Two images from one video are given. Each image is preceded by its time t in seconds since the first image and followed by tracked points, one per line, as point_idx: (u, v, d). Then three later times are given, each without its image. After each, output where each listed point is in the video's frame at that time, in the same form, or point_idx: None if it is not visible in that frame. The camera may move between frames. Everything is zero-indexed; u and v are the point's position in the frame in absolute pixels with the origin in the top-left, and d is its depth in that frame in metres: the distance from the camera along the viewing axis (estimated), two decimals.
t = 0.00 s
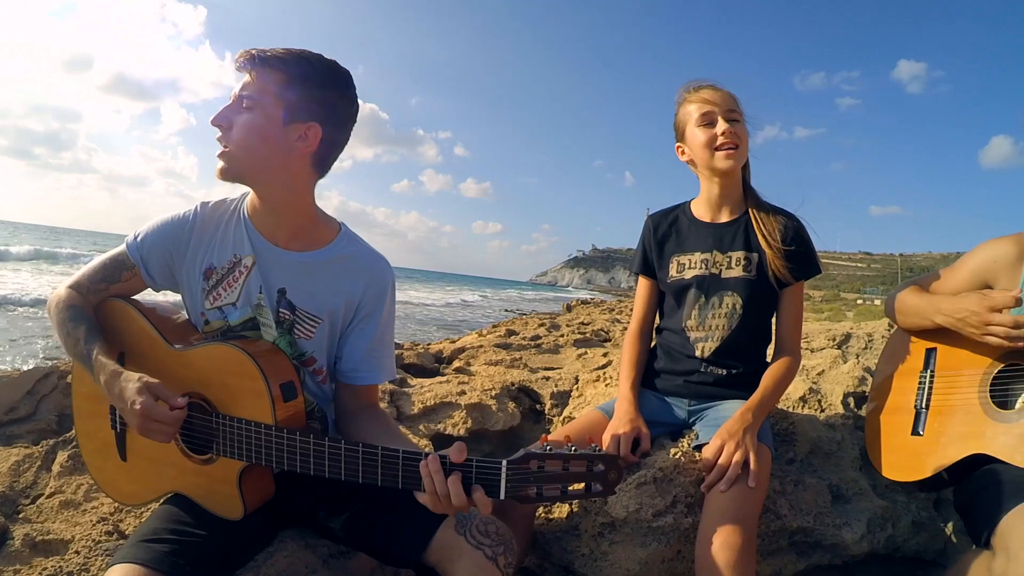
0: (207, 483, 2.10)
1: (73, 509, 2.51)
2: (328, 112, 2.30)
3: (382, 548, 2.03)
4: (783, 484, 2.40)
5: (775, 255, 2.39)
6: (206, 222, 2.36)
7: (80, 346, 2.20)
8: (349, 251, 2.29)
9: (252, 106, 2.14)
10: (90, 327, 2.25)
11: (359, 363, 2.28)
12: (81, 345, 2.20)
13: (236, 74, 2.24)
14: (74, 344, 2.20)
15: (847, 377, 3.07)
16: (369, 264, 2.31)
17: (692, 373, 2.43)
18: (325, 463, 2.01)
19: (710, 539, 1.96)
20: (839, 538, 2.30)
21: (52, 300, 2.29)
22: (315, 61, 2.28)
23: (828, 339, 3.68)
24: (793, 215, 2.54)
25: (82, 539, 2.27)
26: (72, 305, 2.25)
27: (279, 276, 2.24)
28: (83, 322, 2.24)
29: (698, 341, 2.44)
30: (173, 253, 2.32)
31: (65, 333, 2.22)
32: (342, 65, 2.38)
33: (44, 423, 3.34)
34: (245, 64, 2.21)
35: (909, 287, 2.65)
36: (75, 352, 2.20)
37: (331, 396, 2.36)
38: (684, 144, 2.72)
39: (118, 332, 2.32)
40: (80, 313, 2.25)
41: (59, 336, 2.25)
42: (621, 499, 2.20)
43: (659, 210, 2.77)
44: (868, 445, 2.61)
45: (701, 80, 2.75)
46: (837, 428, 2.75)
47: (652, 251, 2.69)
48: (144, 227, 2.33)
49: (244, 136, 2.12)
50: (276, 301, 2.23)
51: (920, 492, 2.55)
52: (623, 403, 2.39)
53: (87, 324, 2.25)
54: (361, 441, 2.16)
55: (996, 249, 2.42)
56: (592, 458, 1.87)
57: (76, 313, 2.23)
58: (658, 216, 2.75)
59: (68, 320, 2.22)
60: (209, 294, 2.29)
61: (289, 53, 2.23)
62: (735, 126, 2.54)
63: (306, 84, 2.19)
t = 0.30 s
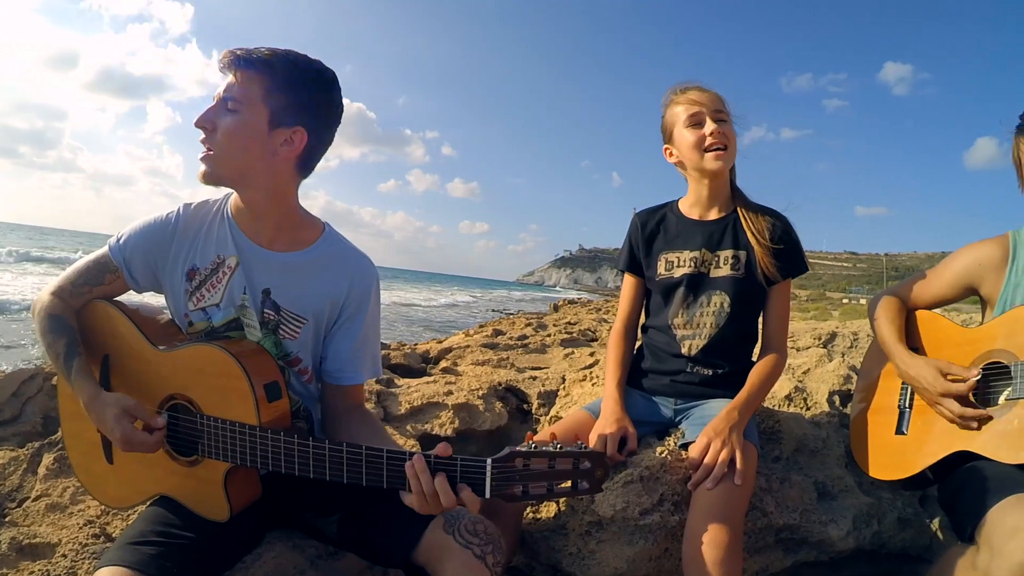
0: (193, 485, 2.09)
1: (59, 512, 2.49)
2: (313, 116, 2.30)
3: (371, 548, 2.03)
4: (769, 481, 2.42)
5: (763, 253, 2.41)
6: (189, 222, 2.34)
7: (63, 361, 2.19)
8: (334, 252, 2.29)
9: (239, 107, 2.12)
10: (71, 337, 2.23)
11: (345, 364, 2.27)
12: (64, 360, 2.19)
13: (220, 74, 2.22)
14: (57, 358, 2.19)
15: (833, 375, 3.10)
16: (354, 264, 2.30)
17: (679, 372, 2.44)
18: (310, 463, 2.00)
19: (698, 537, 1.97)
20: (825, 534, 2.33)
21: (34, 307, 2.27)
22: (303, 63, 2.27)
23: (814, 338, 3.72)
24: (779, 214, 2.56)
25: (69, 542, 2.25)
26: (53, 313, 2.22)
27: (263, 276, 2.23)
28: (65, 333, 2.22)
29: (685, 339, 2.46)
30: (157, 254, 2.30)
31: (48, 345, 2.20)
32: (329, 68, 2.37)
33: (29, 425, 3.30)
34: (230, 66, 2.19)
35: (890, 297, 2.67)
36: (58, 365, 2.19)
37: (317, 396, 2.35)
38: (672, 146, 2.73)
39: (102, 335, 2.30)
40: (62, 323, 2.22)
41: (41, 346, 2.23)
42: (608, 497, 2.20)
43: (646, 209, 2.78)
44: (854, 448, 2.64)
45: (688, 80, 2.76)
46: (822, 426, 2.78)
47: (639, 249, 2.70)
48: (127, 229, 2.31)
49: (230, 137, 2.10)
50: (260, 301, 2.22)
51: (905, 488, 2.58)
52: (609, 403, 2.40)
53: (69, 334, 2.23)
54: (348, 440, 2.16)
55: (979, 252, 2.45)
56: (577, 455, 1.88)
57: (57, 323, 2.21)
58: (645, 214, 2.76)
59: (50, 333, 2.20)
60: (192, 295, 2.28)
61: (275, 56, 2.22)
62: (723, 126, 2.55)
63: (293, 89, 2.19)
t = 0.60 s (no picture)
0: (181, 486, 2.08)
1: (47, 515, 2.47)
2: (300, 117, 2.30)
3: (360, 549, 2.03)
4: (757, 480, 2.43)
5: (755, 254, 2.43)
6: (174, 223, 2.33)
7: (49, 355, 2.18)
8: (320, 254, 2.28)
9: (224, 108, 2.12)
10: (58, 333, 2.23)
11: (329, 366, 2.23)
12: (50, 355, 2.18)
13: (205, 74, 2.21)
14: (43, 352, 2.18)
15: (820, 374, 3.13)
16: (340, 266, 2.29)
17: (668, 373, 2.45)
18: (298, 463, 2.00)
19: (689, 535, 1.99)
20: (814, 532, 2.35)
21: (21, 307, 2.26)
22: (289, 64, 2.27)
23: (802, 337, 3.75)
24: (770, 214, 2.58)
25: (57, 545, 2.24)
26: (40, 310, 2.22)
27: (247, 278, 2.23)
28: (51, 330, 2.21)
29: (675, 339, 2.47)
30: (143, 254, 2.29)
31: (34, 340, 2.20)
32: (315, 69, 2.37)
33: (15, 428, 3.27)
34: (215, 66, 2.18)
35: (881, 292, 2.69)
36: (43, 359, 2.18)
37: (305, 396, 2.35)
38: (665, 145, 2.74)
39: (87, 337, 2.28)
40: (48, 321, 2.22)
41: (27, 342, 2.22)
42: (597, 496, 2.21)
43: (638, 208, 2.79)
44: (840, 443, 2.66)
45: (683, 81, 2.78)
46: (809, 424, 2.81)
47: (630, 248, 2.71)
48: (112, 230, 2.30)
49: (214, 138, 2.09)
50: (244, 303, 2.22)
51: (892, 486, 2.61)
52: (597, 403, 2.41)
53: (55, 331, 2.22)
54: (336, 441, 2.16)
55: (963, 252, 2.48)
56: (564, 450, 1.91)
57: (43, 319, 2.21)
58: (636, 213, 2.77)
59: (37, 328, 2.20)
60: (177, 296, 2.27)
61: (261, 56, 2.22)
62: (716, 127, 2.57)
63: (280, 89, 2.18)
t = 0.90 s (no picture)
0: (172, 488, 2.07)
1: (36, 518, 2.45)
2: (296, 121, 2.26)
3: (351, 550, 2.02)
4: (747, 479, 2.45)
5: (744, 256, 2.44)
6: (167, 223, 2.31)
7: (40, 359, 2.16)
8: (313, 257, 2.28)
9: (226, 145, 2.04)
10: (49, 336, 2.21)
11: (318, 367, 2.22)
12: (41, 359, 2.16)
13: (187, 108, 2.05)
14: (34, 356, 2.16)
15: (809, 373, 3.15)
16: (331, 269, 2.29)
17: (658, 372, 2.46)
18: (290, 463, 2.00)
19: (679, 533, 2.00)
20: (803, 530, 2.36)
21: (11, 308, 2.23)
22: (273, 76, 2.17)
23: (792, 336, 3.77)
24: (759, 216, 2.59)
25: (47, 548, 2.22)
26: (31, 313, 2.19)
27: (240, 279, 2.22)
28: (42, 333, 2.19)
29: (665, 340, 2.48)
30: (135, 254, 2.27)
31: (25, 343, 2.17)
32: (296, 65, 2.27)
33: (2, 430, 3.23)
34: (197, 99, 2.03)
35: (868, 294, 2.70)
36: (34, 363, 2.16)
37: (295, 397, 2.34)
38: (657, 146, 2.75)
39: (76, 338, 2.27)
40: (39, 323, 2.19)
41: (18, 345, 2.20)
42: (588, 495, 2.21)
43: (628, 208, 2.80)
44: (829, 441, 2.67)
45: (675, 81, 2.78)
46: (799, 422, 2.82)
47: (620, 248, 2.72)
48: (105, 228, 2.28)
49: (226, 180, 2.05)
50: (235, 304, 2.21)
51: (881, 484, 2.63)
52: (588, 403, 2.42)
53: (46, 333, 2.20)
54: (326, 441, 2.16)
55: (950, 252, 2.51)
56: (553, 443, 1.93)
57: (35, 322, 2.18)
58: (627, 213, 2.78)
59: (27, 331, 2.17)
60: (169, 297, 2.26)
61: (244, 75, 2.09)
62: (707, 128, 2.58)
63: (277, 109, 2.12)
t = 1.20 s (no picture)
0: (166, 489, 2.06)
1: (31, 520, 2.44)
2: (288, 120, 2.26)
3: (346, 550, 2.02)
4: (741, 478, 2.46)
5: (734, 255, 2.45)
6: (161, 222, 2.30)
7: (34, 362, 2.15)
8: (308, 258, 2.28)
9: (221, 149, 2.04)
10: (42, 338, 2.19)
11: (313, 368, 2.22)
12: (35, 362, 2.15)
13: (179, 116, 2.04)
14: (27, 360, 2.15)
15: (803, 372, 3.17)
16: (326, 270, 2.29)
17: (651, 371, 2.47)
18: (284, 463, 2.00)
19: (672, 532, 2.00)
20: (797, 529, 2.37)
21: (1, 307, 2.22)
22: (261, 76, 2.16)
23: (786, 336, 3.79)
24: (750, 216, 2.60)
25: (41, 549, 2.22)
26: (23, 314, 2.18)
27: (235, 280, 2.22)
28: (35, 334, 2.18)
29: (656, 339, 2.49)
30: (129, 254, 2.27)
31: (17, 345, 2.16)
32: (284, 64, 2.26)
33: None
34: (189, 106, 2.02)
35: (861, 290, 2.72)
36: (28, 367, 2.15)
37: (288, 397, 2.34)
38: (648, 146, 2.76)
39: (70, 338, 2.26)
40: (31, 326, 2.18)
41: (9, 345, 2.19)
42: (583, 495, 2.22)
43: (619, 208, 2.80)
44: (822, 440, 2.69)
45: (668, 83, 2.79)
46: (793, 421, 2.83)
47: (611, 248, 2.72)
48: (99, 228, 2.27)
49: (224, 183, 2.05)
50: (231, 305, 2.21)
51: (874, 483, 2.64)
52: (582, 402, 2.42)
53: (39, 335, 2.19)
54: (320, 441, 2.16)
55: (942, 251, 2.53)
56: (548, 444, 1.94)
57: (27, 325, 2.17)
58: (618, 214, 2.79)
59: (20, 334, 2.16)
60: (163, 297, 2.25)
61: (232, 78, 2.08)
62: (699, 130, 2.59)
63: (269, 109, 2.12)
